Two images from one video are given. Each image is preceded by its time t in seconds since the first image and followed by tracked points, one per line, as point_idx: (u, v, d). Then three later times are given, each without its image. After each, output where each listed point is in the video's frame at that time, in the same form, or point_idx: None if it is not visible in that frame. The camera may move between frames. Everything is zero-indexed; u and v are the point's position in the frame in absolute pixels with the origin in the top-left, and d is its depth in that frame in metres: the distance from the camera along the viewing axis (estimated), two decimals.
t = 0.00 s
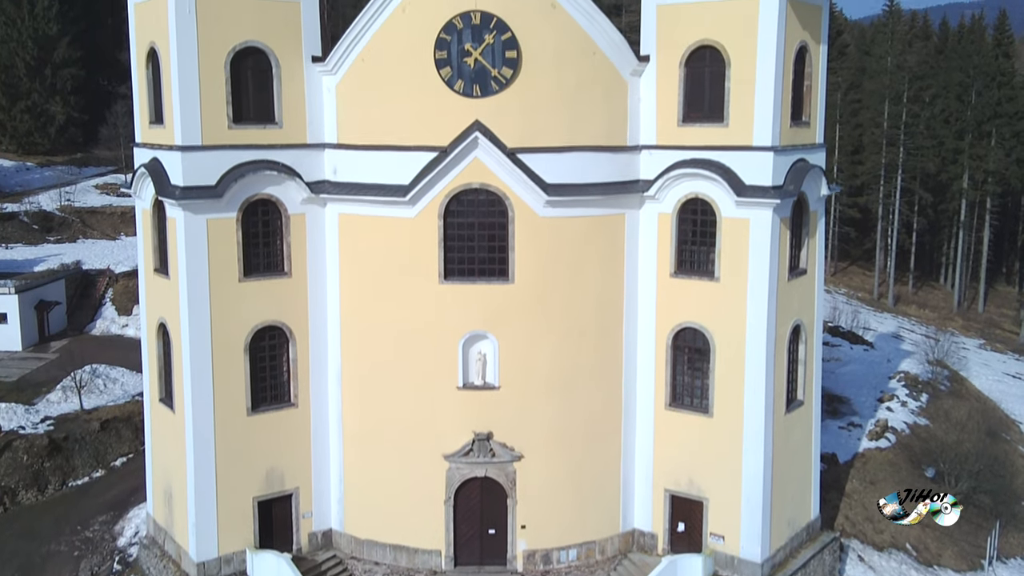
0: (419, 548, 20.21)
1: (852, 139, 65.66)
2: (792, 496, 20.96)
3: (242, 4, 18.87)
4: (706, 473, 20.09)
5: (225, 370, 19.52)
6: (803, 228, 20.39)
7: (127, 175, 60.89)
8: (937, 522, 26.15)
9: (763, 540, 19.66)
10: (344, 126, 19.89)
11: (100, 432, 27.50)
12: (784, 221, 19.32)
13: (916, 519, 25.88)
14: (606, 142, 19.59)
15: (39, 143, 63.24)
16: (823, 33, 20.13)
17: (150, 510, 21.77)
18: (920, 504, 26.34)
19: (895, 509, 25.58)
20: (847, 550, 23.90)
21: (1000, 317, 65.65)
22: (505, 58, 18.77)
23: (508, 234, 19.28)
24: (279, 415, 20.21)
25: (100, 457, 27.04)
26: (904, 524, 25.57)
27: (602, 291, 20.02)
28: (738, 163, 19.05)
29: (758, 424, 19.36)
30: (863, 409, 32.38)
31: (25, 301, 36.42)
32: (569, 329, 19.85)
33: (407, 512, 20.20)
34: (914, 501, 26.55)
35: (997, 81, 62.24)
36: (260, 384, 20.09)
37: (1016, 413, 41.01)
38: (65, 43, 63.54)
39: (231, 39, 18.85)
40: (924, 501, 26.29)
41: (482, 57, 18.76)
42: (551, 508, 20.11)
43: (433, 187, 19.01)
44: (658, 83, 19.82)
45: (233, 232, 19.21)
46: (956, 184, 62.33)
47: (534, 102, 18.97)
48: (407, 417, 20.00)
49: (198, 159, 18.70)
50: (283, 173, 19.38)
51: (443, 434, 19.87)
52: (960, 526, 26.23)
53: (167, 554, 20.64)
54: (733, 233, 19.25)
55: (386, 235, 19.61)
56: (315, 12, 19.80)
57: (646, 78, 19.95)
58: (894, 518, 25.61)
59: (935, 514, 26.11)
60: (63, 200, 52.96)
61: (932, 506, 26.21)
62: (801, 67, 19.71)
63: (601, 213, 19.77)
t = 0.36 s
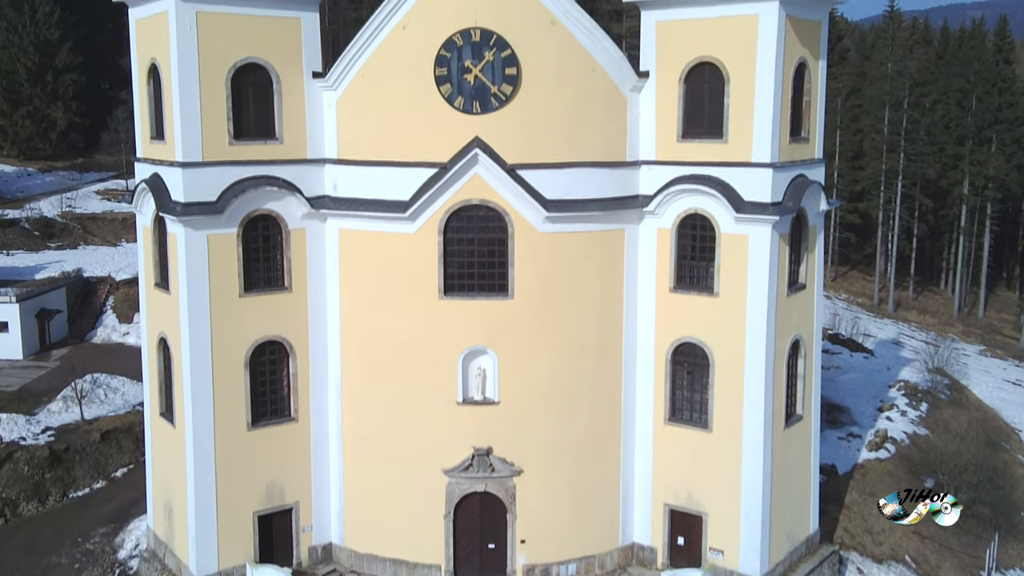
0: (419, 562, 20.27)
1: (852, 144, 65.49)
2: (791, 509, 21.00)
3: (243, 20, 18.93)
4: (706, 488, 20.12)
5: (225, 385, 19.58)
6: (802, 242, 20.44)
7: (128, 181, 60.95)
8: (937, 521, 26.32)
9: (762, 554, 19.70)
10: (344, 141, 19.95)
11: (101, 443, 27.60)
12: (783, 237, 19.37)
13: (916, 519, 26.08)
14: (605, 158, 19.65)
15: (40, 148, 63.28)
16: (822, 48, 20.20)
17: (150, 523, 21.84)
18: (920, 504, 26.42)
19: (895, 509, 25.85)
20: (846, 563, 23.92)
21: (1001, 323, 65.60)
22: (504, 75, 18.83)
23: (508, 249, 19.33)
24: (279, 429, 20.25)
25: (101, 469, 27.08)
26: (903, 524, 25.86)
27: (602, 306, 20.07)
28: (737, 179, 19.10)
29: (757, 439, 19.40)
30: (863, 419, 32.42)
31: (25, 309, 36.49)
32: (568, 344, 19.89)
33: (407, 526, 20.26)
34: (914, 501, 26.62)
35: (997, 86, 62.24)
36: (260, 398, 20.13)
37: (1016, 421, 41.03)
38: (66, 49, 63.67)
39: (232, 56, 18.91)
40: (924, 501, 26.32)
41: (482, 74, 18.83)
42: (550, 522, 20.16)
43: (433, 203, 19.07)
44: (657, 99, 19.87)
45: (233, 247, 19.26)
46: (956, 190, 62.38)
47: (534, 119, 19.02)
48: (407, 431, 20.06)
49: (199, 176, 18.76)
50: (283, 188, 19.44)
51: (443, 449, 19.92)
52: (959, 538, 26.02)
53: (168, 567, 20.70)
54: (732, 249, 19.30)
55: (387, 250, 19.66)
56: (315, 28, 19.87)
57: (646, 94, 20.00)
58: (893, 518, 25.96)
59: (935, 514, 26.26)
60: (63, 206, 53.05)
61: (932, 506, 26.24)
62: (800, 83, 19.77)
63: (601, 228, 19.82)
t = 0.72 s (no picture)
0: None
1: (853, 150, 65.60)
2: (791, 524, 21.01)
3: (244, 37, 18.97)
4: (706, 503, 20.14)
5: (226, 401, 19.61)
6: (802, 258, 20.46)
7: (129, 186, 60.93)
8: (937, 521, 26.42)
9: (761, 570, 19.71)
10: (344, 157, 19.98)
11: (102, 454, 27.69)
12: (783, 254, 19.39)
13: (915, 519, 26.39)
14: (605, 174, 19.67)
15: (42, 154, 63.45)
16: (822, 64, 20.25)
17: (150, 536, 22.03)
18: (920, 503, 26.50)
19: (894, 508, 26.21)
20: None
21: (1001, 328, 65.55)
22: (505, 92, 18.87)
23: (508, 265, 19.35)
24: (279, 444, 20.28)
25: (102, 480, 27.13)
26: (903, 524, 26.25)
27: (602, 322, 20.09)
28: (737, 196, 19.12)
29: (757, 455, 19.41)
30: (863, 429, 32.42)
31: (27, 318, 36.55)
32: (569, 359, 19.92)
33: (408, 541, 20.32)
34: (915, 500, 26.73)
35: (997, 92, 61.88)
36: (261, 413, 20.16)
37: (1016, 429, 41.03)
38: (67, 54, 63.74)
39: (233, 73, 18.95)
40: (924, 501, 26.40)
41: (482, 91, 18.86)
42: (550, 537, 20.19)
43: (433, 220, 19.10)
44: (657, 115, 19.89)
45: (234, 263, 19.29)
46: (957, 196, 62.63)
47: (534, 135, 19.05)
48: (407, 446, 20.09)
49: (200, 192, 18.80)
50: (283, 205, 19.49)
51: (443, 464, 19.95)
52: (960, 551, 25.91)
53: None
54: (733, 265, 19.31)
55: (387, 266, 19.69)
56: (316, 44, 19.91)
57: (646, 110, 20.01)
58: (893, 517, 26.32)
59: (935, 514, 26.42)
60: (65, 213, 53.10)
61: (932, 506, 26.29)
62: (800, 99, 19.79)
63: (601, 244, 19.84)
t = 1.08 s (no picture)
0: None
1: (853, 155, 65.44)
2: (792, 539, 21.02)
3: (245, 55, 19.01)
4: (706, 519, 20.15)
5: (228, 417, 19.64)
6: (802, 274, 20.47)
7: (131, 192, 60.90)
8: (937, 521, 27.08)
9: None
10: (345, 174, 20.02)
11: (103, 466, 27.75)
12: (784, 270, 19.41)
13: (916, 519, 27.15)
14: (606, 191, 19.70)
15: (43, 159, 63.55)
16: (822, 81, 20.28)
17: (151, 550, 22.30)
18: (920, 504, 27.40)
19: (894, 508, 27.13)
20: None
21: (1002, 333, 65.51)
22: (505, 110, 18.90)
23: (509, 282, 19.38)
24: (280, 460, 20.31)
25: (103, 492, 27.18)
26: (903, 524, 26.97)
27: (602, 338, 20.11)
28: (738, 213, 19.14)
29: (758, 473, 19.42)
30: (864, 439, 32.43)
31: (29, 328, 36.61)
32: (570, 376, 19.95)
33: (409, 557, 20.36)
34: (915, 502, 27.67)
35: (998, 98, 62.10)
36: (262, 430, 20.19)
37: (1017, 437, 41.02)
38: (68, 60, 63.90)
39: (235, 90, 19.00)
40: (925, 501, 27.29)
41: (483, 108, 18.89)
42: (550, 553, 20.23)
43: (434, 237, 19.12)
44: (658, 131, 19.91)
45: (235, 280, 19.31)
46: (957, 201, 62.58)
47: (535, 153, 19.07)
48: (408, 463, 20.12)
49: (201, 210, 18.84)
50: (285, 222, 19.53)
51: (444, 481, 19.97)
52: (960, 563, 25.91)
53: None
54: (733, 282, 19.33)
55: (388, 283, 19.72)
56: (318, 61, 19.95)
57: (646, 127, 20.03)
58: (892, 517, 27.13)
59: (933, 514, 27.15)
60: (66, 219, 53.11)
61: (932, 506, 27.14)
62: (801, 116, 19.81)
63: (602, 261, 19.87)
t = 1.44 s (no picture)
0: None
1: (853, 160, 65.44)
2: (792, 555, 21.04)
3: (247, 72, 19.06)
4: (707, 535, 20.18)
5: (229, 434, 19.67)
6: (803, 290, 20.49)
7: (133, 198, 60.90)
8: (937, 521, 27.55)
9: None
10: (347, 190, 20.05)
11: (105, 478, 27.80)
12: (784, 287, 19.43)
13: (916, 519, 27.82)
14: (607, 208, 19.73)
15: (44, 165, 63.43)
16: (823, 98, 20.32)
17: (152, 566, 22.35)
18: (921, 504, 28.08)
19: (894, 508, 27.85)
20: None
21: (1003, 338, 65.52)
22: (506, 128, 18.94)
23: (510, 299, 19.41)
24: (282, 476, 20.33)
25: (105, 504, 27.22)
26: (903, 523, 27.65)
27: (604, 354, 20.13)
28: (738, 230, 19.18)
29: (759, 490, 19.43)
30: (865, 449, 32.45)
31: (30, 337, 36.68)
32: (571, 392, 19.98)
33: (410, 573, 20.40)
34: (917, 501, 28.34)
35: (999, 103, 61.93)
36: (264, 446, 20.23)
37: (1017, 446, 41.04)
38: (69, 66, 64.00)
39: (237, 108, 19.04)
40: (925, 501, 27.91)
41: (485, 126, 18.93)
42: (552, 569, 20.27)
43: (435, 255, 19.15)
44: (658, 148, 19.95)
45: (237, 297, 19.36)
46: (958, 207, 62.64)
47: (536, 171, 19.11)
48: (409, 479, 20.15)
49: (203, 228, 18.88)
50: (286, 238, 19.57)
51: (445, 497, 20.02)
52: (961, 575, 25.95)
53: None
54: (734, 299, 19.36)
55: (389, 300, 19.75)
56: (320, 78, 20.00)
57: (647, 143, 20.06)
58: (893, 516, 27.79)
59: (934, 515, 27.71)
60: (68, 225, 53.18)
61: (932, 506, 27.72)
62: (801, 133, 19.84)
63: (602, 277, 19.90)
